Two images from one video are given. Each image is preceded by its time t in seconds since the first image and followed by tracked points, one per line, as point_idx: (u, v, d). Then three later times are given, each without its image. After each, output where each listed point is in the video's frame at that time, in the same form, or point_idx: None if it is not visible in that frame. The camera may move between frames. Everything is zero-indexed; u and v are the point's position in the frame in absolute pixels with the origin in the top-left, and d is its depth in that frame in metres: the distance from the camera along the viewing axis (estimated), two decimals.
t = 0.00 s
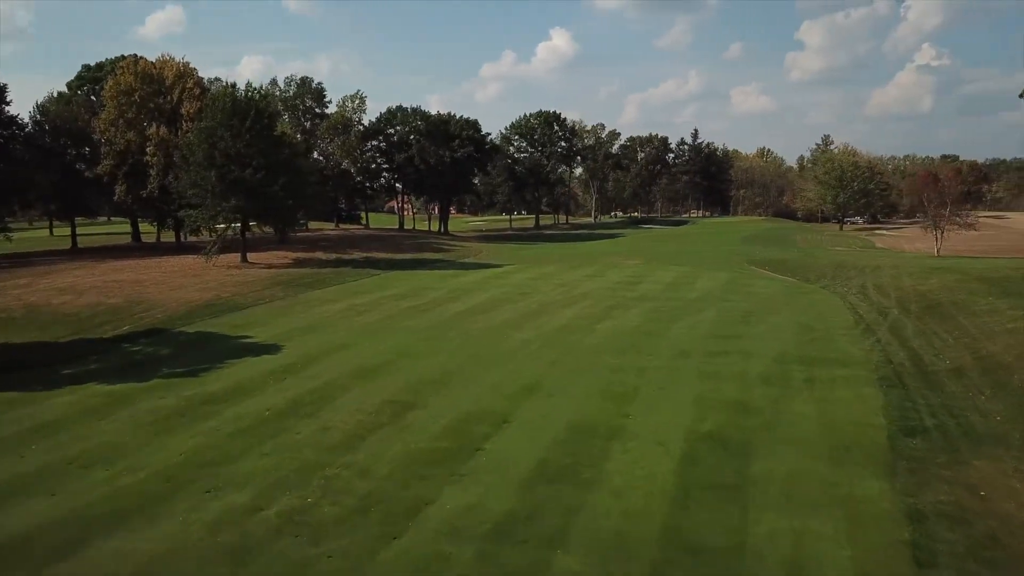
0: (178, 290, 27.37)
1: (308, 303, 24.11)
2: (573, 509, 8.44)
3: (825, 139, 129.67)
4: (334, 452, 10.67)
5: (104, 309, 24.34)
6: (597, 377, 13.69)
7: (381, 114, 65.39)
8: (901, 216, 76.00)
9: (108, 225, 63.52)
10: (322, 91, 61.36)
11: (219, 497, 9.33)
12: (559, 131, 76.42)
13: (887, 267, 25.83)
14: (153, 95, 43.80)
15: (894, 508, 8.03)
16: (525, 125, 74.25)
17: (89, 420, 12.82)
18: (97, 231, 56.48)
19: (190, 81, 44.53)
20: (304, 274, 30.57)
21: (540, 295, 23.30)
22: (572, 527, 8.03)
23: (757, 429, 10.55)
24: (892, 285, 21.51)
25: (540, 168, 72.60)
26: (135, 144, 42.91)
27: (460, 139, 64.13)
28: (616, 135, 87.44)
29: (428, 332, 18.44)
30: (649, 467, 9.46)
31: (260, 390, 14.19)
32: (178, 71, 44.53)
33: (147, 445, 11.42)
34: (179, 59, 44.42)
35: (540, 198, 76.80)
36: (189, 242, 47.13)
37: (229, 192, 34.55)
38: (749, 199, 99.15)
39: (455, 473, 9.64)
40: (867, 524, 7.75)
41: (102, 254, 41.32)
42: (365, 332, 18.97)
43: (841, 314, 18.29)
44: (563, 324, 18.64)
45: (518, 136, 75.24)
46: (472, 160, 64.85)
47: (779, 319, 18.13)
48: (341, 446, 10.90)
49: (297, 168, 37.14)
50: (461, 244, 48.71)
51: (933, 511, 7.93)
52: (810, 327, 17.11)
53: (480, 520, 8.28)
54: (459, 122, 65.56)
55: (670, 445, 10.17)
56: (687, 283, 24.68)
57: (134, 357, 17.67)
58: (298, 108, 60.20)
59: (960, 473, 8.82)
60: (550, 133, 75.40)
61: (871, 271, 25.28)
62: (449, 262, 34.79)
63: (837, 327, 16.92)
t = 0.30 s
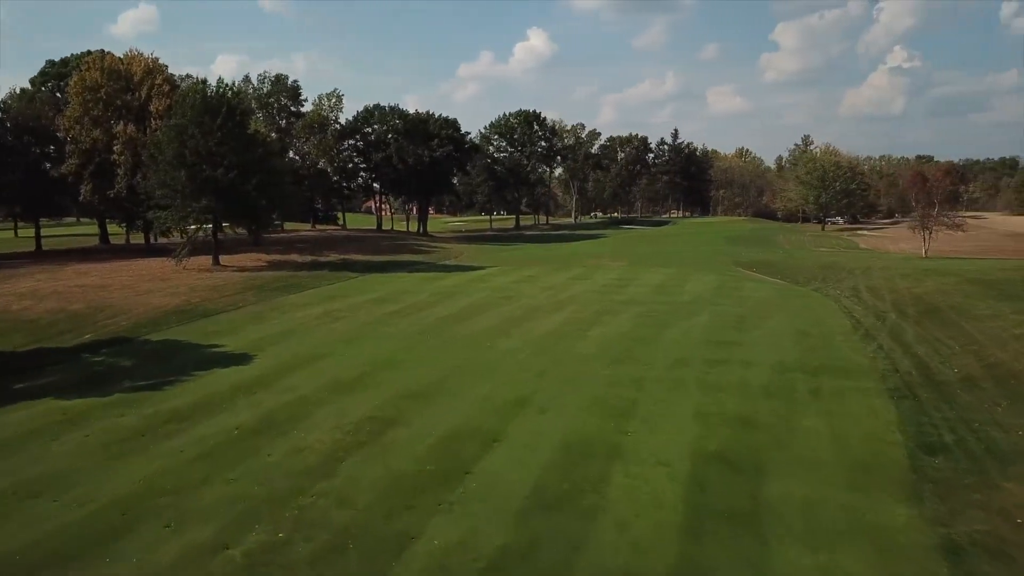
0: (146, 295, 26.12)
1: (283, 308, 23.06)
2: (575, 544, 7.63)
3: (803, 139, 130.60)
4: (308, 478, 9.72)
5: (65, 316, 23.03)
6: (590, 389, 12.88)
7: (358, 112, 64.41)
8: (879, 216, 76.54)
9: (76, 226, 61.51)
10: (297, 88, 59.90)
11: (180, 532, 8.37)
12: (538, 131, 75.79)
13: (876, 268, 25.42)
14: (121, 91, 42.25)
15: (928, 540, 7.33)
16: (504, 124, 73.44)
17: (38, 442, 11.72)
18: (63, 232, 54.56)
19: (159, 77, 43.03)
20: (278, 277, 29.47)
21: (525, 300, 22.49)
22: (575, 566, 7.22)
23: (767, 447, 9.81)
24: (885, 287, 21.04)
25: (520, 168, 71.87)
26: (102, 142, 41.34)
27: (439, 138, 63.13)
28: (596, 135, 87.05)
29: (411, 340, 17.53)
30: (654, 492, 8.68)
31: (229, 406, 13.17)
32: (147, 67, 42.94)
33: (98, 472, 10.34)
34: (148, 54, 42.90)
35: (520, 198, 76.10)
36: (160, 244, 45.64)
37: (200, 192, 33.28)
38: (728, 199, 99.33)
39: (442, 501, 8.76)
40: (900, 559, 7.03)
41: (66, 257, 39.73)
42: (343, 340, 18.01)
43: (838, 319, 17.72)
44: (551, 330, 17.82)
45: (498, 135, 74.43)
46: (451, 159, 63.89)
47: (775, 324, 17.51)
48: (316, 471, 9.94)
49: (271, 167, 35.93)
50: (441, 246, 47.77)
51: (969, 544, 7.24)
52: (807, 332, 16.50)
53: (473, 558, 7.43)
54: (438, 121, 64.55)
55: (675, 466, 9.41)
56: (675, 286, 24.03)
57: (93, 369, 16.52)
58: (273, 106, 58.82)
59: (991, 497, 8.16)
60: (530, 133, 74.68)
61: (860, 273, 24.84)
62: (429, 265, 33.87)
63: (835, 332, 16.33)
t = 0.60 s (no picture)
0: (112, 300, 24.84)
1: (257, 314, 21.97)
2: None
3: (783, 140, 131.40)
4: (281, 509, 8.77)
5: (23, 323, 21.69)
6: (586, 402, 12.04)
7: (335, 111, 63.10)
8: (859, 216, 76.91)
9: (42, 228, 59.38)
10: (272, 87, 58.23)
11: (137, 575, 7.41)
12: (519, 130, 74.99)
13: (867, 269, 25.01)
14: (87, 87, 40.62)
15: None
16: (484, 123, 72.54)
17: None
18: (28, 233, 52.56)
19: (127, 72, 41.42)
20: (253, 281, 28.32)
21: (510, 304, 21.62)
22: None
23: (782, 469, 9.05)
24: (880, 290, 20.54)
25: (500, 168, 71.05)
26: (67, 140, 39.70)
27: (418, 137, 62.07)
28: (577, 134, 86.53)
29: (391, 347, 16.56)
30: (666, 522, 7.90)
31: (195, 423, 12.13)
32: (114, 62, 41.40)
33: (45, 503, 9.28)
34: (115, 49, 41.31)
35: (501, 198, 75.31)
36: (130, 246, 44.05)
37: (171, 192, 32.01)
38: (709, 199, 99.35)
39: (431, 536, 7.90)
40: None
41: (30, 260, 38.07)
42: (319, 348, 17.03)
43: (835, 323, 17.13)
44: (540, 337, 16.96)
45: (478, 135, 73.48)
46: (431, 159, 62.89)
47: (771, 329, 16.88)
48: (290, 500, 8.99)
49: (245, 166, 34.66)
50: (420, 247, 46.79)
51: None
52: (807, 338, 15.83)
53: None
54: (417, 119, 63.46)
55: (685, 491, 8.63)
56: (664, 289, 23.35)
57: (50, 382, 15.33)
58: (246, 104, 56.97)
59: None
60: (510, 132, 73.83)
61: (851, 274, 24.39)
62: (409, 267, 32.90)
63: (835, 337, 15.70)
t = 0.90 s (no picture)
0: (77, 306, 23.57)
1: (231, 320, 20.91)
2: None
3: (766, 140, 132.16)
4: (254, 547, 7.83)
5: None
6: (585, 418, 11.23)
7: (314, 109, 61.79)
8: (841, 216, 77.09)
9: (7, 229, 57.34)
10: (248, 83, 56.98)
11: None
12: (501, 129, 74.06)
13: (860, 271, 24.54)
14: (53, 82, 39.06)
15: None
16: (466, 122, 71.63)
17: None
18: None
19: (94, 67, 40.00)
20: (227, 285, 27.13)
21: (497, 309, 20.70)
22: None
23: (808, 498, 8.24)
24: (877, 293, 20.00)
25: (482, 167, 70.19)
26: (31, 137, 38.09)
27: (399, 136, 61.03)
28: (559, 134, 85.98)
29: (373, 357, 15.57)
30: (685, 558, 7.13)
31: (157, 446, 11.03)
32: (82, 56, 39.92)
33: None
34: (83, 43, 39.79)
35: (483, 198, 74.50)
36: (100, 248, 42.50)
37: (141, 192, 30.72)
38: (690, 199, 99.19)
39: None
40: None
41: None
42: (297, 357, 16.06)
43: (837, 328, 16.52)
44: (531, 344, 16.12)
45: (459, 134, 72.52)
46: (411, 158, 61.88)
47: (771, 334, 16.23)
48: (262, 538, 8.00)
49: (219, 165, 33.45)
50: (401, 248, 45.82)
51: None
52: (811, 345, 15.10)
53: None
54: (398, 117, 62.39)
55: (703, 522, 7.86)
56: (656, 292, 22.67)
57: (2, 397, 14.13)
58: (222, 101, 56.16)
59: None
60: (492, 132, 72.92)
61: (845, 276, 23.90)
62: (391, 269, 31.95)
63: (840, 343, 15.00)
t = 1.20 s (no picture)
0: (39, 311, 22.31)
1: (203, 327, 19.81)
2: None
3: (749, 140, 133.07)
4: None
5: None
6: (585, 437, 10.40)
7: (293, 107, 60.49)
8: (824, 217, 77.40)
9: None
10: (225, 81, 55.07)
11: None
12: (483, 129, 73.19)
13: (854, 274, 24.05)
14: (18, 78, 37.53)
15: None
16: (448, 122, 70.66)
17: None
18: None
19: (62, 63, 38.54)
20: (200, 289, 25.96)
21: (485, 314, 19.82)
22: None
23: (839, 530, 7.48)
24: (876, 297, 19.43)
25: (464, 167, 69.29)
26: None
27: (380, 135, 59.96)
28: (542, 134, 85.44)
29: (354, 368, 14.61)
30: None
31: (115, 472, 10.01)
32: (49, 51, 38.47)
33: None
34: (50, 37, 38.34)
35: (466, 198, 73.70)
36: (68, 250, 40.88)
37: (109, 192, 29.34)
38: (673, 200, 99.03)
39: None
40: None
41: None
42: (272, 368, 15.06)
43: (839, 334, 15.87)
44: (521, 353, 15.27)
45: (441, 133, 71.52)
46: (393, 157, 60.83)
47: (772, 341, 15.53)
48: None
49: (192, 164, 32.22)
50: (383, 249, 44.82)
51: None
52: (815, 352, 14.43)
53: None
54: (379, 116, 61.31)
55: (725, 559, 7.06)
56: (648, 295, 21.95)
57: None
58: (197, 99, 54.21)
59: None
60: (475, 131, 71.59)
61: (840, 279, 23.38)
62: (372, 272, 30.96)
63: (847, 350, 14.32)
